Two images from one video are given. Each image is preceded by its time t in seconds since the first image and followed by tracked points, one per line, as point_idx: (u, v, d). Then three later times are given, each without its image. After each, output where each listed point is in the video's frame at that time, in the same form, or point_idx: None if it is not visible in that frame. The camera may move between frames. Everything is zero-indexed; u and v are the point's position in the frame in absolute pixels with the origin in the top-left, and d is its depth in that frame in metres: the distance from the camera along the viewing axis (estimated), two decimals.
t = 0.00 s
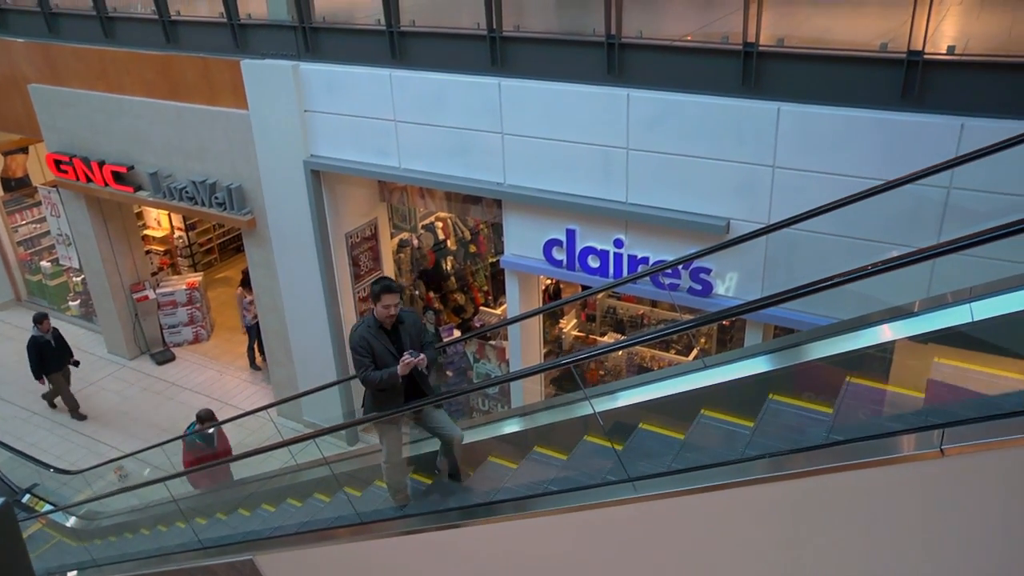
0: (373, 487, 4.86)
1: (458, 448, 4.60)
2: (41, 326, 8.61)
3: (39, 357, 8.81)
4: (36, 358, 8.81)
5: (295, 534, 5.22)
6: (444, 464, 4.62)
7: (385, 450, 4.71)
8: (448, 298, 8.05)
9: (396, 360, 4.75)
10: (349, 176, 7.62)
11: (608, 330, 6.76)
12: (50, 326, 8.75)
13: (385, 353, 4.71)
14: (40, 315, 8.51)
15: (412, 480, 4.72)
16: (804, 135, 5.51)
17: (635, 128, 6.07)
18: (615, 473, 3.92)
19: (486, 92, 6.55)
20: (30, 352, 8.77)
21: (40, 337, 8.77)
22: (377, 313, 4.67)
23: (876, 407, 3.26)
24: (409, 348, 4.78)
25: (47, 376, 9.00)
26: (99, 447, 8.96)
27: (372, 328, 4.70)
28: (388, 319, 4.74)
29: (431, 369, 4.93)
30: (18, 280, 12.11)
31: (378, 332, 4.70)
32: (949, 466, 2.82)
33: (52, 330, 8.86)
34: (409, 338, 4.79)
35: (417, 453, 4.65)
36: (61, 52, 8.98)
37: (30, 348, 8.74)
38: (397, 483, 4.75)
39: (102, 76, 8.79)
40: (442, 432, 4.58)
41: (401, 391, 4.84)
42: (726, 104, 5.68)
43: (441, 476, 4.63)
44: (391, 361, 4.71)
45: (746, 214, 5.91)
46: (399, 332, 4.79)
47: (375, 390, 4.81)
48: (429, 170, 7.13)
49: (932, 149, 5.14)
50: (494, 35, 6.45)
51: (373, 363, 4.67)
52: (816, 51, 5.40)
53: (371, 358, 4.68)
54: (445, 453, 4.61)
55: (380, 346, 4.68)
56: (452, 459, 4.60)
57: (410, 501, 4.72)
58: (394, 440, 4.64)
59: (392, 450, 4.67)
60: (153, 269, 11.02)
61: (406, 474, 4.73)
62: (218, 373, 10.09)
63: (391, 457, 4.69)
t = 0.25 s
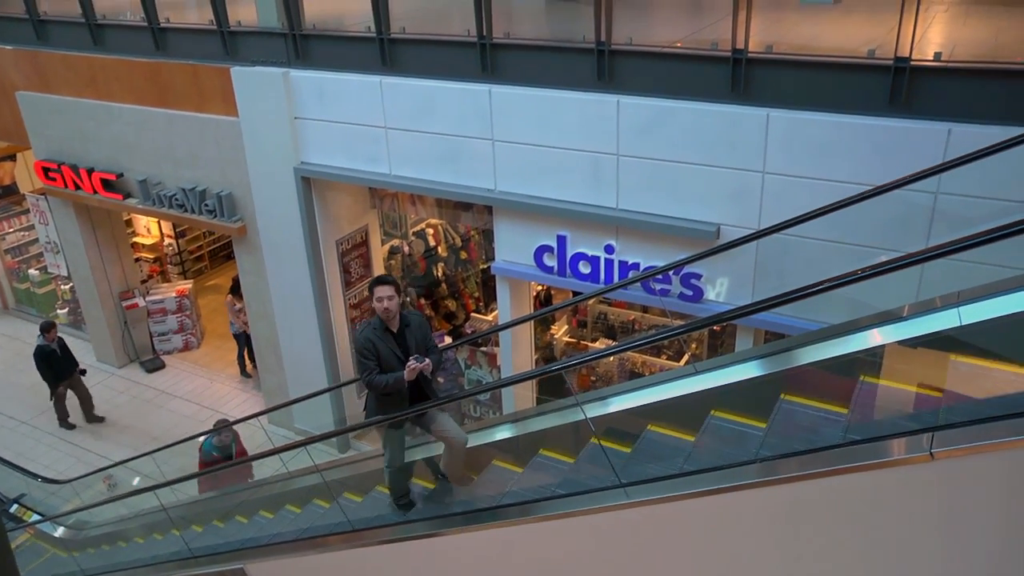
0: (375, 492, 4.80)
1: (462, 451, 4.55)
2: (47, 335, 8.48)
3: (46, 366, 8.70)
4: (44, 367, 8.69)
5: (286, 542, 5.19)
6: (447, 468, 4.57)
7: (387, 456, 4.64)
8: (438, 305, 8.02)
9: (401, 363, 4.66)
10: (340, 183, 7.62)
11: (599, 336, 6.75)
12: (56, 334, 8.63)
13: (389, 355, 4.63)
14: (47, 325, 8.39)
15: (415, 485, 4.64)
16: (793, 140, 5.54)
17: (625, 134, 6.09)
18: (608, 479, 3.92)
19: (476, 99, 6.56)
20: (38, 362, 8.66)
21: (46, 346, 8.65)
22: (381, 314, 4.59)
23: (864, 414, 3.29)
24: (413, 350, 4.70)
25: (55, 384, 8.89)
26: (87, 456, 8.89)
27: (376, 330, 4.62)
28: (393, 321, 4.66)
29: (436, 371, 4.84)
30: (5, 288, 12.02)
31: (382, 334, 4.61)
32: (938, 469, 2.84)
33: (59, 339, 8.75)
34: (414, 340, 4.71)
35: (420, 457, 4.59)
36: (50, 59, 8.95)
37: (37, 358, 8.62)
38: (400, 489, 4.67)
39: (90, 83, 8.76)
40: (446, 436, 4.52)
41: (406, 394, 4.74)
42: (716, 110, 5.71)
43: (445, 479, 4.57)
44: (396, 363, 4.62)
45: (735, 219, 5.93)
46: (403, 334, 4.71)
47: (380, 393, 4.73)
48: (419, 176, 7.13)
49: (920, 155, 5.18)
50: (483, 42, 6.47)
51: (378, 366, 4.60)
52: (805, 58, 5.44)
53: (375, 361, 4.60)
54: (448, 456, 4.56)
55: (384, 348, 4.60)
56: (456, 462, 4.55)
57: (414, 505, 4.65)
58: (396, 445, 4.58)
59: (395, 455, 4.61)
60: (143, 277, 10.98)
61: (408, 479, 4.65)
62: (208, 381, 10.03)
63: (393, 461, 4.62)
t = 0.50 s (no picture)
0: (378, 493, 4.77)
1: (468, 452, 4.49)
2: (64, 341, 8.40)
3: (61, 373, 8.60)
4: (58, 374, 8.58)
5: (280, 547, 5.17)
6: (453, 469, 4.53)
7: (392, 456, 4.59)
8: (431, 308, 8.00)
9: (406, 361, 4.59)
10: (332, 186, 7.61)
11: (592, 339, 6.76)
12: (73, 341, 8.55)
13: (394, 353, 4.55)
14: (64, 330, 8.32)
15: (420, 486, 4.62)
16: (784, 143, 5.55)
17: (617, 137, 6.10)
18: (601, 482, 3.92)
19: (468, 102, 6.57)
20: (53, 369, 8.55)
21: (62, 353, 8.55)
22: (384, 312, 4.52)
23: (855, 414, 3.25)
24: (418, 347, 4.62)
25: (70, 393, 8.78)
26: (78, 461, 8.84)
27: (381, 328, 4.55)
28: (397, 319, 4.59)
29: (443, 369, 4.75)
30: None
31: (387, 332, 4.55)
32: (930, 470, 2.86)
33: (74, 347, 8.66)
34: (419, 337, 4.63)
35: (424, 457, 4.55)
36: (40, 63, 8.91)
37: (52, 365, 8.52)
38: (403, 490, 4.65)
39: (81, 87, 8.72)
40: (452, 436, 4.47)
41: (412, 393, 4.66)
42: (709, 113, 5.72)
43: (450, 480, 4.52)
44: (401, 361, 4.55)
45: (728, 222, 5.94)
46: (408, 331, 4.64)
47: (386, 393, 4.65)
48: (412, 180, 7.12)
49: (910, 157, 5.21)
50: (476, 46, 6.47)
51: (382, 364, 4.53)
52: (796, 60, 5.45)
53: (380, 360, 4.54)
54: (454, 457, 4.51)
55: (388, 346, 4.53)
56: (461, 462, 4.49)
57: (418, 507, 4.62)
58: (402, 445, 4.53)
59: (400, 456, 4.56)
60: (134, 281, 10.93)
61: (411, 481, 4.62)
62: (200, 386, 9.98)
63: (398, 462, 4.59)
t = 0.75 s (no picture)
0: (374, 496, 4.74)
1: (467, 454, 4.40)
2: (67, 349, 8.13)
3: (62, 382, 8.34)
4: (58, 382, 8.32)
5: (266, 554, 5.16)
6: (451, 470, 4.45)
7: (390, 458, 4.52)
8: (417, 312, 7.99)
9: (405, 361, 4.53)
10: (317, 191, 7.58)
11: (578, 342, 6.75)
12: (75, 348, 8.29)
13: (392, 354, 4.49)
14: (67, 338, 8.05)
15: (418, 489, 4.56)
16: (767, 145, 5.59)
17: (601, 140, 6.12)
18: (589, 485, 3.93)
19: (452, 106, 6.56)
20: (54, 377, 8.29)
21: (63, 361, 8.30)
22: (382, 312, 4.43)
23: (841, 412, 3.31)
24: (416, 347, 4.57)
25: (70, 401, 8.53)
26: (61, 470, 8.75)
27: (379, 328, 4.47)
28: (395, 318, 4.51)
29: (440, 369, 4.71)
30: None
31: (385, 332, 4.47)
32: (913, 469, 2.87)
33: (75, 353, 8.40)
34: (416, 337, 4.57)
35: (423, 459, 4.48)
36: (20, 68, 8.83)
37: (53, 373, 8.26)
38: (404, 492, 4.59)
39: (61, 92, 8.65)
40: (452, 437, 4.39)
41: (410, 394, 4.62)
42: (693, 116, 5.74)
43: (449, 482, 4.46)
44: (399, 362, 4.50)
45: (711, 224, 5.97)
46: (406, 331, 4.57)
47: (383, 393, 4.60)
48: (397, 184, 7.11)
49: (891, 159, 5.25)
50: (459, 49, 6.47)
51: (380, 365, 4.47)
52: (778, 63, 5.48)
53: (379, 361, 4.47)
54: (453, 459, 4.43)
55: (387, 346, 4.46)
56: (461, 464, 4.42)
57: (417, 510, 4.57)
58: (400, 447, 4.45)
59: (398, 458, 4.50)
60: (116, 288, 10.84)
61: (410, 483, 4.56)
62: (185, 392, 9.91)
63: (396, 465, 4.53)
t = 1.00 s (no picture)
0: (373, 499, 4.71)
1: (467, 454, 4.40)
2: (70, 364, 7.96)
3: (66, 396, 8.19)
4: (62, 397, 8.16)
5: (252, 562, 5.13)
6: (451, 472, 4.43)
7: (389, 459, 4.50)
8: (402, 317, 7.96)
9: (403, 360, 4.50)
10: (301, 196, 7.55)
11: (564, 345, 6.76)
12: (77, 362, 8.12)
13: (391, 353, 4.47)
14: (71, 352, 7.88)
15: (417, 492, 4.51)
16: (750, 148, 5.62)
17: (586, 143, 6.13)
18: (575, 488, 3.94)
19: (436, 111, 6.56)
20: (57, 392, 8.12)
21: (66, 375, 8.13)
22: (381, 311, 4.41)
23: (828, 408, 3.36)
24: (415, 347, 4.54)
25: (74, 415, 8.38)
26: (42, 480, 8.65)
27: (377, 327, 4.45)
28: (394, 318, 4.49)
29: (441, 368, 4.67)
30: None
31: (382, 331, 4.45)
32: (896, 467, 2.88)
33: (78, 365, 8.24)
34: (415, 336, 4.54)
35: (423, 461, 4.46)
36: None
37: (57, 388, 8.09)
38: (401, 494, 4.55)
39: (41, 98, 8.58)
40: (452, 437, 4.36)
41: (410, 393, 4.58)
42: (676, 118, 5.77)
43: (448, 484, 4.43)
44: (398, 362, 4.47)
45: (695, 226, 6.00)
46: (405, 330, 4.54)
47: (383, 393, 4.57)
48: (381, 189, 7.09)
49: (872, 161, 5.29)
50: (443, 53, 6.47)
51: (379, 364, 4.45)
52: (760, 66, 5.52)
53: (378, 360, 4.45)
54: (453, 460, 4.42)
55: (386, 346, 4.44)
56: (460, 465, 4.40)
57: (416, 513, 4.50)
58: (399, 448, 4.45)
59: (397, 460, 4.49)
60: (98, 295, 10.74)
61: (408, 485, 4.52)
62: (168, 400, 9.83)
63: (395, 467, 4.51)
